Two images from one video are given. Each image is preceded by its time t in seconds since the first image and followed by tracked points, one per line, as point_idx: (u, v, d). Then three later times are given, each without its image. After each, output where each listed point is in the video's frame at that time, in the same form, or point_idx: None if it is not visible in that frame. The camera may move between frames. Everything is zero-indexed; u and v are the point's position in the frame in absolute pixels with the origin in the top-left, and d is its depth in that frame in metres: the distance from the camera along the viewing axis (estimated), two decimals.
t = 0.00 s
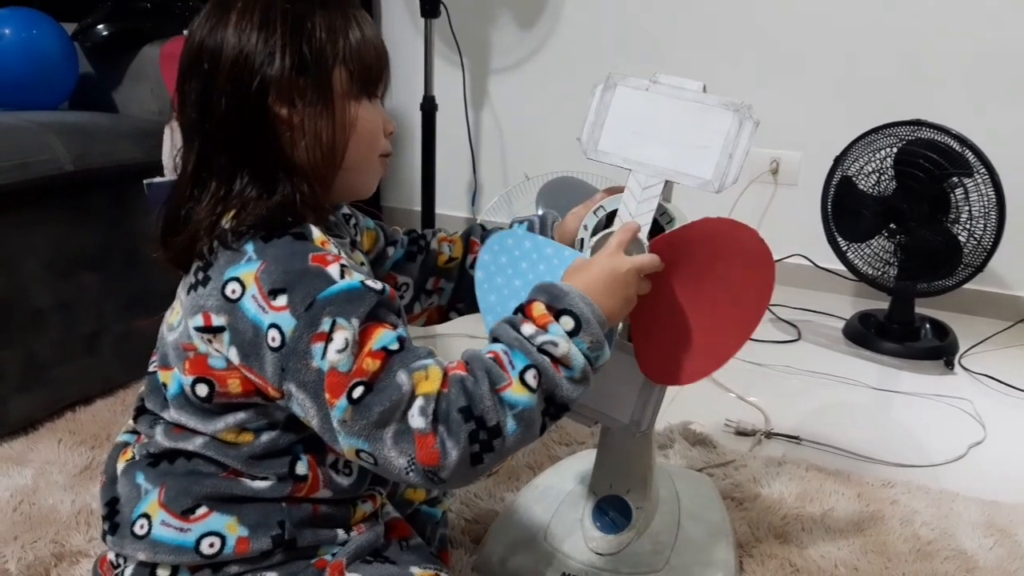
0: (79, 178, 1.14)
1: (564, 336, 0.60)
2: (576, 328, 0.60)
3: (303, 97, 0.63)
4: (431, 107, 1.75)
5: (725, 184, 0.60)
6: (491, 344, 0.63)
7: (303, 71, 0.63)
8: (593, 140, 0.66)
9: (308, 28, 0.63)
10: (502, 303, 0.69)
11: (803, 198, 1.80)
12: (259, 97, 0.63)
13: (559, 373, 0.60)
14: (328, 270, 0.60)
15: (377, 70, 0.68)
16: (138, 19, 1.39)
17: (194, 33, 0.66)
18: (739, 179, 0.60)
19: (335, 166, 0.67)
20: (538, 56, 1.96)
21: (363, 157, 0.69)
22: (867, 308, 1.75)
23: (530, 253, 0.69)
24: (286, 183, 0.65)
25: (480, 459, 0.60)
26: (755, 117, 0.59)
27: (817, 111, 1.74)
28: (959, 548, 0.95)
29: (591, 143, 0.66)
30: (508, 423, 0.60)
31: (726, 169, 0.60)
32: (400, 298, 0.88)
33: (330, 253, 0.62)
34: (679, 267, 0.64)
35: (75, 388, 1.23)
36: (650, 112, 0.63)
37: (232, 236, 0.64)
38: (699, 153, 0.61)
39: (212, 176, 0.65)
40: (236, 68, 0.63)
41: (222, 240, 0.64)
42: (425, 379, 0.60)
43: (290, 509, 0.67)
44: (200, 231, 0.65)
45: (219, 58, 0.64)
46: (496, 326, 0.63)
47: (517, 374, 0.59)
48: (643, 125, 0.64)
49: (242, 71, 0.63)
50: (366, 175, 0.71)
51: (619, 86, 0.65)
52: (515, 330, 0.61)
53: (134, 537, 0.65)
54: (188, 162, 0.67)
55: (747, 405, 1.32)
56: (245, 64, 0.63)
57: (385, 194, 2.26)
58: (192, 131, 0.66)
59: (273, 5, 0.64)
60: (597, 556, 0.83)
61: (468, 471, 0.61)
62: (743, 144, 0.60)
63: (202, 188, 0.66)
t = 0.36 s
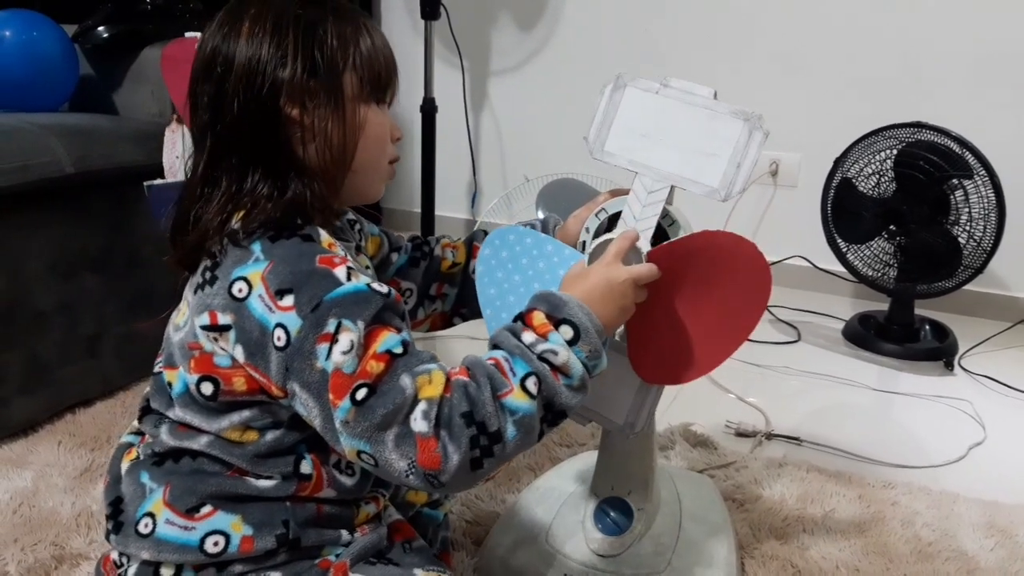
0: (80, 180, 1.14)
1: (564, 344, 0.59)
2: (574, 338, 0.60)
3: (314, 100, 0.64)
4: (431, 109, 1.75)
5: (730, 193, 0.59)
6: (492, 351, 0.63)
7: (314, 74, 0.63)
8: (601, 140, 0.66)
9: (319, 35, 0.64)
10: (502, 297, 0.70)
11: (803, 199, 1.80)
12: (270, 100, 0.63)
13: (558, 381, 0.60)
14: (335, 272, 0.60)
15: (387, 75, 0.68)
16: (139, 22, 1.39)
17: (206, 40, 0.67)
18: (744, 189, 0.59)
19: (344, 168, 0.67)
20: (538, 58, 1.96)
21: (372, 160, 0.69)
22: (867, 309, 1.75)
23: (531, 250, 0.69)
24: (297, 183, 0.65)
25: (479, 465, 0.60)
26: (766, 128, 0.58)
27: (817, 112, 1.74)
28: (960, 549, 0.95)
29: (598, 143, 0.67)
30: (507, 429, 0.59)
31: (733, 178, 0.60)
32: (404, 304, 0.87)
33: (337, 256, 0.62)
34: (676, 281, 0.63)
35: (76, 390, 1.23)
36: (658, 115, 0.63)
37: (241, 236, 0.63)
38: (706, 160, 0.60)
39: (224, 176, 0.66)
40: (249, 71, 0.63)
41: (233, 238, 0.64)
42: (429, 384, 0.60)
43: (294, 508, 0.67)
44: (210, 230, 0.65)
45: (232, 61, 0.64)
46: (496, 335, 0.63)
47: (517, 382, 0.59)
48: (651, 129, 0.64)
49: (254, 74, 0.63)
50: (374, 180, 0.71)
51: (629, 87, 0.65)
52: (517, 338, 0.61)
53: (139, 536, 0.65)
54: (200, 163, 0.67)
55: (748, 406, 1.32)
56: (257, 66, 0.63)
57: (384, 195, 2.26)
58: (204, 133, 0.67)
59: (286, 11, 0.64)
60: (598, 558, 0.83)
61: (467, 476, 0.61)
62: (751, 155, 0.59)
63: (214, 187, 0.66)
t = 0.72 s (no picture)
0: (70, 178, 1.13)
1: (535, 322, 0.60)
2: (543, 316, 0.60)
3: (296, 95, 0.64)
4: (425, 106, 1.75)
5: (719, 188, 0.60)
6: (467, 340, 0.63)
7: (296, 69, 0.63)
8: (591, 135, 0.66)
9: (301, 29, 0.64)
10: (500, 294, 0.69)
11: (796, 196, 1.80)
12: (253, 95, 0.63)
13: (533, 359, 0.60)
14: (313, 267, 0.60)
15: (371, 69, 0.68)
16: (129, 20, 1.39)
17: (190, 36, 0.67)
18: (732, 185, 0.60)
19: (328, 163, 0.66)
20: (532, 56, 1.96)
21: (359, 155, 0.69)
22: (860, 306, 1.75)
23: (524, 248, 0.68)
24: (280, 178, 0.65)
25: (468, 451, 0.60)
26: (754, 124, 0.59)
27: (810, 110, 1.74)
28: (952, 545, 0.95)
29: (587, 138, 0.66)
30: (494, 413, 0.60)
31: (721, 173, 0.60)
32: (394, 300, 0.87)
33: (315, 250, 0.62)
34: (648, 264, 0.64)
35: (66, 389, 1.22)
36: (649, 110, 0.63)
37: (221, 232, 0.63)
38: (696, 155, 0.61)
39: (206, 172, 0.65)
40: (231, 66, 0.63)
41: (213, 236, 0.63)
42: (415, 373, 0.60)
43: (277, 505, 0.67)
44: (192, 227, 0.64)
45: (215, 57, 0.64)
46: (469, 324, 0.63)
47: (497, 364, 0.59)
48: (642, 124, 0.63)
49: (236, 70, 0.63)
50: (360, 176, 0.70)
51: (619, 82, 0.65)
52: (490, 324, 0.62)
53: (122, 533, 0.65)
54: (183, 159, 0.67)
55: (740, 404, 1.32)
56: (239, 61, 0.63)
57: (378, 194, 2.26)
58: (187, 130, 0.67)
59: (269, 6, 0.64)
60: (589, 554, 0.83)
61: (458, 463, 0.61)
62: (740, 150, 0.59)
63: (196, 184, 0.66)
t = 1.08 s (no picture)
0: (72, 172, 1.13)
1: (560, 301, 0.61)
2: (569, 295, 0.61)
3: (299, 96, 0.63)
4: (428, 102, 1.74)
5: (725, 176, 0.60)
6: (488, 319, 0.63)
7: (298, 69, 0.62)
8: (585, 125, 0.65)
9: (301, 22, 0.62)
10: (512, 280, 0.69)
11: (801, 192, 1.80)
12: (255, 97, 0.62)
13: (557, 336, 0.61)
14: (320, 254, 0.59)
15: (376, 61, 0.66)
16: (132, 14, 1.39)
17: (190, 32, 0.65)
18: (738, 171, 0.60)
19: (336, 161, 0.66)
20: (535, 51, 1.95)
21: (366, 147, 0.68)
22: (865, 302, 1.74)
23: (536, 233, 0.68)
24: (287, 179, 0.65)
25: (497, 423, 0.60)
26: (756, 108, 0.59)
27: (814, 105, 1.74)
28: (957, 541, 0.94)
29: (581, 127, 0.65)
30: (522, 385, 0.59)
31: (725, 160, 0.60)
32: (406, 293, 0.86)
33: (321, 239, 0.61)
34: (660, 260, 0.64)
35: (68, 384, 1.22)
36: (644, 97, 0.62)
37: (226, 235, 0.63)
38: (698, 143, 0.61)
39: (212, 175, 0.65)
40: (232, 68, 0.62)
41: (215, 238, 0.63)
42: (440, 346, 0.60)
43: (280, 502, 0.66)
44: (196, 228, 0.64)
45: (213, 57, 0.63)
46: (490, 304, 0.64)
47: (524, 338, 0.59)
48: (638, 111, 0.62)
49: (238, 69, 0.62)
50: (368, 167, 0.70)
51: (610, 68, 0.63)
52: (513, 302, 0.62)
53: (123, 526, 0.64)
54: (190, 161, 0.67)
55: (745, 399, 1.31)
56: (240, 64, 0.62)
57: (381, 190, 2.26)
58: (192, 132, 0.66)
59: None
60: (592, 548, 0.83)
61: (487, 436, 0.60)
62: (743, 137, 0.59)
63: (202, 186, 0.66)
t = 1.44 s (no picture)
0: (67, 173, 1.13)
1: (555, 293, 0.61)
2: (562, 287, 0.61)
3: (257, 114, 0.61)
4: (425, 103, 1.74)
5: (709, 162, 0.60)
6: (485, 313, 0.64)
7: (255, 83, 0.60)
8: (564, 134, 0.65)
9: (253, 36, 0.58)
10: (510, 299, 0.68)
11: (797, 193, 1.80)
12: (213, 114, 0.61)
13: (555, 327, 0.61)
14: (295, 254, 0.59)
15: (339, 67, 0.63)
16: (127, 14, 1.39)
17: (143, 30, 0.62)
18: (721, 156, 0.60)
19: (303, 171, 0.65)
20: (532, 52, 1.95)
21: (336, 151, 0.66)
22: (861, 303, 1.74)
23: (529, 253, 0.68)
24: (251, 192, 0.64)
25: (495, 408, 0.60)
26: (730, 92, 0.59)
27: (811, 106, 1.74)
28: (952, 542, 0.94)
29: (560, 137, 0.66)
30: (518, 369, 0.60)
31: (707, 147, 0.60)
32: (391, 285, 0.86)
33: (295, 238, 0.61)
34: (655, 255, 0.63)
35: (63, 385, 1.22)
36: (618, 97, 0.62)
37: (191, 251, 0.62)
38: (678, 135, 0.61)
39: (173, 185, 0.64)
40: (188, 83, 0.60)
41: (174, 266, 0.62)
42: (429, 331, 0.60)
43: (262, 515, 0.66)
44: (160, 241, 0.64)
45: (168, 69, 0.61)
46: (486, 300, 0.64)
47: (520, 324, 0.60)
48: (614, 112, 0.63)
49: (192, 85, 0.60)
50: (342, 167, 0.68)
51: (582, 74, 0.64)
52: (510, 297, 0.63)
53: (102, 543, 0.65)
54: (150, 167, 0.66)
55: (741, 400, 1.31)
56: (195, 80, 0.60)
57: (378, 191, 2.26)
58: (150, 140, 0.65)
59: (213, 8, 0.58)
60: (587, 549, 0.82)
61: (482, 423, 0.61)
62: (722, 122, 0.60)
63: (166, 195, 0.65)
